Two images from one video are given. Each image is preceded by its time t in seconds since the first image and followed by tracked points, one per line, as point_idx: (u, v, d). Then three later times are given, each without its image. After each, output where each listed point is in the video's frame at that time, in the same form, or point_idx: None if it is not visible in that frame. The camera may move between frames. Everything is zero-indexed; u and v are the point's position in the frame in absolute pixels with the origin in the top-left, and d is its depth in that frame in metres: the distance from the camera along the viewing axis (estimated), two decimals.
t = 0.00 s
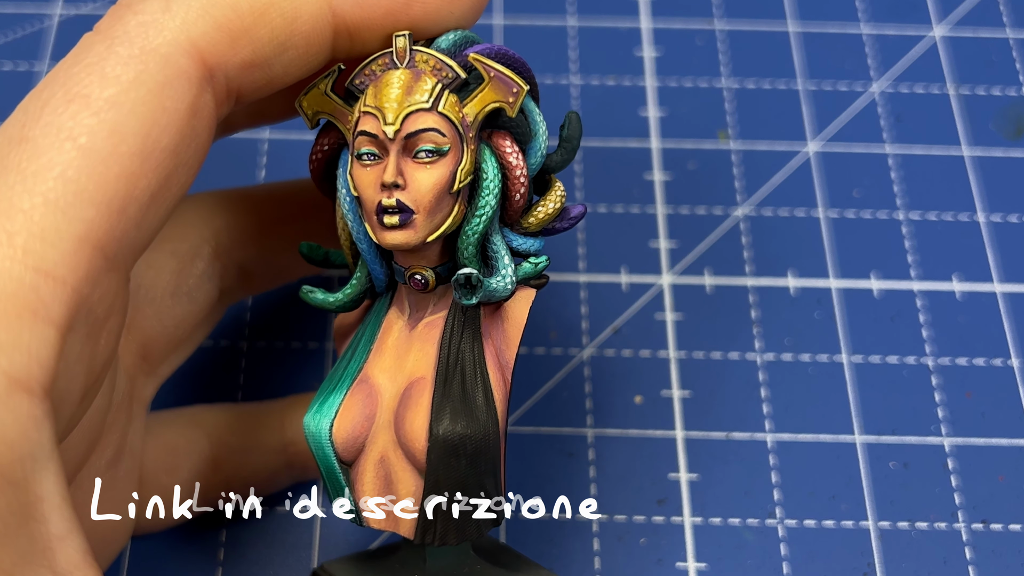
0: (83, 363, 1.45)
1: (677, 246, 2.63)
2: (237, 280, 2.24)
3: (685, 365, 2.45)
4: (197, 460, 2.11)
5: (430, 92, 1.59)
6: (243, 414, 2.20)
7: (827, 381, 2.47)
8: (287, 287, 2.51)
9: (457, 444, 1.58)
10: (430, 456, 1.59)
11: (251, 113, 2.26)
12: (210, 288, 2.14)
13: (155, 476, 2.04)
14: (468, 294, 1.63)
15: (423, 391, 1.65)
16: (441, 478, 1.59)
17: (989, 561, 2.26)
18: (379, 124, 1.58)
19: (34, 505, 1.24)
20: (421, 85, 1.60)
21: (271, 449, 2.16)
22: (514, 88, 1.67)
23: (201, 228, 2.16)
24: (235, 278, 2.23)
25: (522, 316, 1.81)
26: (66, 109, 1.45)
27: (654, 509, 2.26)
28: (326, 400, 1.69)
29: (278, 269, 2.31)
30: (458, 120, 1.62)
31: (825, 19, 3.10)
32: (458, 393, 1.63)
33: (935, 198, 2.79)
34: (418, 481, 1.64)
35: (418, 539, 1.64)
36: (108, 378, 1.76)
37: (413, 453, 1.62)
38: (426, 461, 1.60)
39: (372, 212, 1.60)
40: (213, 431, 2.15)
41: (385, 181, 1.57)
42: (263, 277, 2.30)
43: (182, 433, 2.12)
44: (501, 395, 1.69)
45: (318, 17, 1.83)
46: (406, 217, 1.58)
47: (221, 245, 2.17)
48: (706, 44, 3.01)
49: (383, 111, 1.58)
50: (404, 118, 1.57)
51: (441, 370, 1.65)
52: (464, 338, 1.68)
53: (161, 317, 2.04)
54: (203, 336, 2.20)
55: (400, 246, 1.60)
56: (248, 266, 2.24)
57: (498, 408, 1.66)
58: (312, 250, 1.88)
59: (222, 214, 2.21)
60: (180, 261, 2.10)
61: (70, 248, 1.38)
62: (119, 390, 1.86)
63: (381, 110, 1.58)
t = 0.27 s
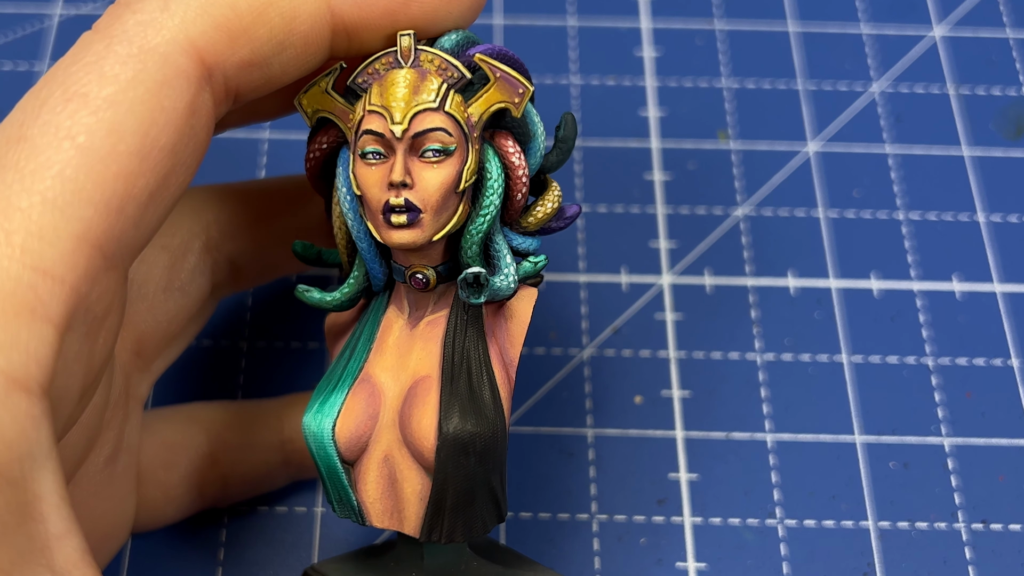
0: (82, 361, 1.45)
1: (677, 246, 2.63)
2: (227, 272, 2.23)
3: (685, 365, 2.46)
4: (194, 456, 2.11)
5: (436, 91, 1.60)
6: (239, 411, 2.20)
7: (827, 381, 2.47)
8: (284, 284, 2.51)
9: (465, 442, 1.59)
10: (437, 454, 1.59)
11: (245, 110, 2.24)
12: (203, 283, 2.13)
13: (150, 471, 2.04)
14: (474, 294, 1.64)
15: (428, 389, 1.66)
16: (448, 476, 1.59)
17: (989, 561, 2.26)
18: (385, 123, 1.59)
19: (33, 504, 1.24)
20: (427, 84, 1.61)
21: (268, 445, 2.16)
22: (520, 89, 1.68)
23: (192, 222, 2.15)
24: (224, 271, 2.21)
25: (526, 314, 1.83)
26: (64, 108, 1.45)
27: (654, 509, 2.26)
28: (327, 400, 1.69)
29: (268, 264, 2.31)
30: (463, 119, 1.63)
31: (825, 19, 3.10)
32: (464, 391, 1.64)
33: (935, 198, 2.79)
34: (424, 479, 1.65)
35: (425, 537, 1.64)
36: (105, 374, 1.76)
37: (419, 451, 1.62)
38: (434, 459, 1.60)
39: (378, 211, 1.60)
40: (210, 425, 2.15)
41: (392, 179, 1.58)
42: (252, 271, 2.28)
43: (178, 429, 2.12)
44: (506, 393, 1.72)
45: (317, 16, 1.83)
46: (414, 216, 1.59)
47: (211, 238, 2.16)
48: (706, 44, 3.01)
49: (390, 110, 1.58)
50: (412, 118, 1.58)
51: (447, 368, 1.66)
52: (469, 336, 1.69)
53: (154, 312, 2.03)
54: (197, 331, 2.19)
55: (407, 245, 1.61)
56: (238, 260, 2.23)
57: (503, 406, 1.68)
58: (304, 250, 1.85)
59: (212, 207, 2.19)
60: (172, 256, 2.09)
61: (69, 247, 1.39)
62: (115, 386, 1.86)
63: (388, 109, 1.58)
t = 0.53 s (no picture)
0: (82, 361, 1.45)
1: (677, 246, 2.63)
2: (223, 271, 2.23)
3: (685, 365, 2.46)
4: (193, 454, 2.11)
5: (442, 92, 1.60)
6: (239, 410, 2.20)
7: (826, 381, 2.47)
8: (283, 283, 2.51)
9: (473, 443, 1.60)
10: (445, 455, 1.60)
11: (243, 111, 2.24)
12: (199, 280, 2.14)
13: (150, 469, 2.04)
14: (481, 295, 1.67)
15: (434, 390, 1.66)
16: (457, 477, 1.60)
17: (989, 561, 2.26)
18: (391, 124, 1.59)
19: (32, 505, 1.24)
20: (433, 85, 1.61)
21: (267, 444, 2.17)
22: (525, 90, 1.69)
23: (189, 220, 2.15)
24: (220, 270, 2.21)
25: (531, 313, 1.86)
26: (64, 108, 1.45)
27: (654, 509, 2.26)
28: (330, 403, 1.68)
29: (264, 264, 2.31)
30: (468, 120, 1.63)
31: (825, 19, 3.10)
32: (470, 392, 1.65)
33: (935, 198, 2.79)
34: (430, 481, 1.65)
35: (432, 539, 1.64)
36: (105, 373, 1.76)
37: (426, 453, 1.62)
38: (442, 461, 1.60)
39: (384, 212, 1.61)
40: (210, 424, 2.16)
41: (398, 180, 1.58)
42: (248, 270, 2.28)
43: (177, 427, 2.12)
44: (512, 392, 1.74)
45: (318, 16, 1.83)
46: (421, 217, 1.59)
47: (208, 236, 2.17)
48: (706, 44, 3.01)
49: (396, 111, 1.59)
50: (418, 119, 1.58)
51: (453, 370, 1.67)
52: (475, 337, 1.70)
53: (152, 309, 2.03)
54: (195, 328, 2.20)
55: (414, 247, 1.61)
56: (234, 259, 2.23)
57: (510, 406, 1.69)
58: (301, 253, 1.84)
59: (210, 205, 2.19)
60: (169, 254, 2.10)
61: (69, 247, 1.39)
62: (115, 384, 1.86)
63: (394, 110, 1.59)
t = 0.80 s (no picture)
0: (83, 362, 1.45)
1: (677, 246, 2.63)
2: (219, 268, 2.23)
3: (685, 365, 2.46)
4: (191, 453, 2.11)
5: (450, 95, 1.61)
6: (239, 409, 2.20)
7: (827, 381, 2.47)
8: (282, 282, 2.51)
9: (486, 446, 1.60)
10: (458, 459, 1.60)
11: (241, 113, 2.24)
12: (196, 279, 2.13)
13: (149, 468, 2.04)
14: (490, 297, 1.71)
15: (444, 394, 1.67)
16: (469, 480, 1.61)
17: (988, 561, 2.26)
18: (400, 126, 1.59)
19: (32, 507, 1.24)
20: (440, 87, 1.61)
21: (267, 444, 2.17)
22: (531, 93, 1.70)
23: (186, 219, 2.14)
24: (217, 268, 2.22)
25: (539, 316, 1.86)
26: (65, 109, 1.45)
27: (654, 509, 2.26)
28: (337, 408, 1.67)
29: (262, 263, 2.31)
30: (475, 123, 1.64)
31: (825, 19, 3.10)
32: (481, 396, 1.66)
33: (935, 198, 2.79)
34: (441, 485, 1.65)
35: (443, 542, 1.64)
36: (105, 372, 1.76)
37: (437, 457, 1.62)
38: (455, 464, 1.61)
39: (393, 215, 1.61)
40: (210, 422, 2.16)
41: (408, 183, 1.58)
42: (245, 269, 2.29)
43: (176, 425, 2.12)
44: (521, 394, 1.76)
45: (319, 20, 1.84)
46: (431, 220, 1.60)
47: (204, 234, 2.17)
48: (706, 44, 3.01)
49: (405, 114, 1.58)
50: (427, 121, 1.58)
51: (462, 373, 1.68)
52: (485, 342, 1.72)
53: (151, 309, 2.01)
54: (192, 325, 2.19)
55: (423, 249, 1.62)
56: (230, 257, 2.24)
57: (519, 409, 1.70)
58: (301, 257, 1.83)
59: (207, 204, 2.20)
60: (166, 253, 2.07)
61: (69, 249, 1.39)
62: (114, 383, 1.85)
63: (403, 113, 1.58)
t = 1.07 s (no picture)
0: (84, 362, 1.45)
1: (677, 246, 2.63)
2: (220, 269, 2.23)
3: (685, 365, 2.46)
4: (191, 452, 2.11)
5: (453, 95, 1.61)
6: (241, 409, 2.20)
7: (827, 381, 2.47)
8: (282, 282, 2.51)
9: (490, 445, 1.61)
10: (462, 459, 1.60)
11: (242, 114, 2.24)
12: (197, 279, 2.13)
13: (149, 466, 2.04)
14: (493, 298, 1.71)
15: (447, 394, 1.67)
16: (473, 480, 1.61)
17: (988, 561, 2.26)
18: (403, 127, 1.59)
19: (33, 508, 1.24)
20: (443, 88, 1.61)
21: (267, 443, 2.17)
22: (534, 93, 1.70)
23: (187, 219, 2.14)
24: (217, 268, 2.22)
25: (542, 316, 1.87)
26: (67, 110, 1.45)
27: (654, 509, 2.26)
28: (339, 408, 1.67)
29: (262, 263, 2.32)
30: (478, 124, 1.64)
31: (825, 19, 3.10)
32: (485, 396, 1.66)
33: (935, 199, 2.79)
34: (444, 485, 1.65)
35: (446, 543, 1.64)
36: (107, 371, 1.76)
37: (441, 457, 1.62)
38: (458, 464, 1.61)
39: (396, 215, 1.61)
40: (210, 421, 2.15)
41: (411, 183, 1.59)
42: (245, 270, 2.30)
43: (176, 424, 2.11)
44: (523, 394, 1.76)
45: (321, 21, 1.84)
46: (434, 220, 1.60)
47: (205, 234, 2.17)
48: (706, 44, 3.01)
49: (408, 114, 1.59)
50: (430, 122, 1.59)
51: (465, 373, 1.69)
52: (488, 341, 1.72)
53: (152, 309, 2.01)
54: (192, 324, 2.19)
55: (426, 250, 1.62)
56: (231, 257, 2.24)
57: (523, 408, 1.70)
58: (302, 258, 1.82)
59: (208, 204, 2.20)
60: (167, 252, 2.07)
61: (71, 249, 1.39)
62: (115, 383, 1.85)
63: (406, 113, 1.59)
